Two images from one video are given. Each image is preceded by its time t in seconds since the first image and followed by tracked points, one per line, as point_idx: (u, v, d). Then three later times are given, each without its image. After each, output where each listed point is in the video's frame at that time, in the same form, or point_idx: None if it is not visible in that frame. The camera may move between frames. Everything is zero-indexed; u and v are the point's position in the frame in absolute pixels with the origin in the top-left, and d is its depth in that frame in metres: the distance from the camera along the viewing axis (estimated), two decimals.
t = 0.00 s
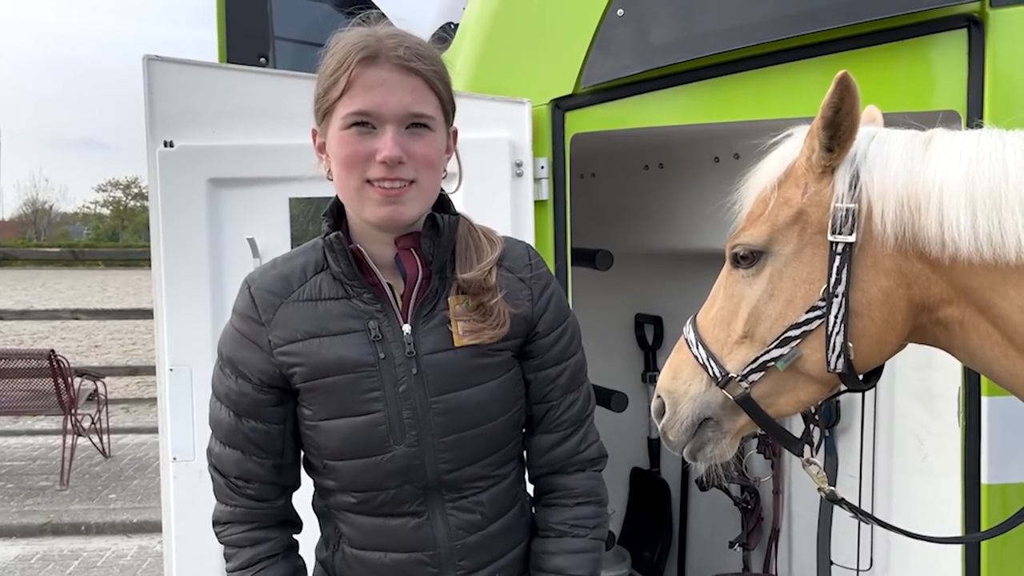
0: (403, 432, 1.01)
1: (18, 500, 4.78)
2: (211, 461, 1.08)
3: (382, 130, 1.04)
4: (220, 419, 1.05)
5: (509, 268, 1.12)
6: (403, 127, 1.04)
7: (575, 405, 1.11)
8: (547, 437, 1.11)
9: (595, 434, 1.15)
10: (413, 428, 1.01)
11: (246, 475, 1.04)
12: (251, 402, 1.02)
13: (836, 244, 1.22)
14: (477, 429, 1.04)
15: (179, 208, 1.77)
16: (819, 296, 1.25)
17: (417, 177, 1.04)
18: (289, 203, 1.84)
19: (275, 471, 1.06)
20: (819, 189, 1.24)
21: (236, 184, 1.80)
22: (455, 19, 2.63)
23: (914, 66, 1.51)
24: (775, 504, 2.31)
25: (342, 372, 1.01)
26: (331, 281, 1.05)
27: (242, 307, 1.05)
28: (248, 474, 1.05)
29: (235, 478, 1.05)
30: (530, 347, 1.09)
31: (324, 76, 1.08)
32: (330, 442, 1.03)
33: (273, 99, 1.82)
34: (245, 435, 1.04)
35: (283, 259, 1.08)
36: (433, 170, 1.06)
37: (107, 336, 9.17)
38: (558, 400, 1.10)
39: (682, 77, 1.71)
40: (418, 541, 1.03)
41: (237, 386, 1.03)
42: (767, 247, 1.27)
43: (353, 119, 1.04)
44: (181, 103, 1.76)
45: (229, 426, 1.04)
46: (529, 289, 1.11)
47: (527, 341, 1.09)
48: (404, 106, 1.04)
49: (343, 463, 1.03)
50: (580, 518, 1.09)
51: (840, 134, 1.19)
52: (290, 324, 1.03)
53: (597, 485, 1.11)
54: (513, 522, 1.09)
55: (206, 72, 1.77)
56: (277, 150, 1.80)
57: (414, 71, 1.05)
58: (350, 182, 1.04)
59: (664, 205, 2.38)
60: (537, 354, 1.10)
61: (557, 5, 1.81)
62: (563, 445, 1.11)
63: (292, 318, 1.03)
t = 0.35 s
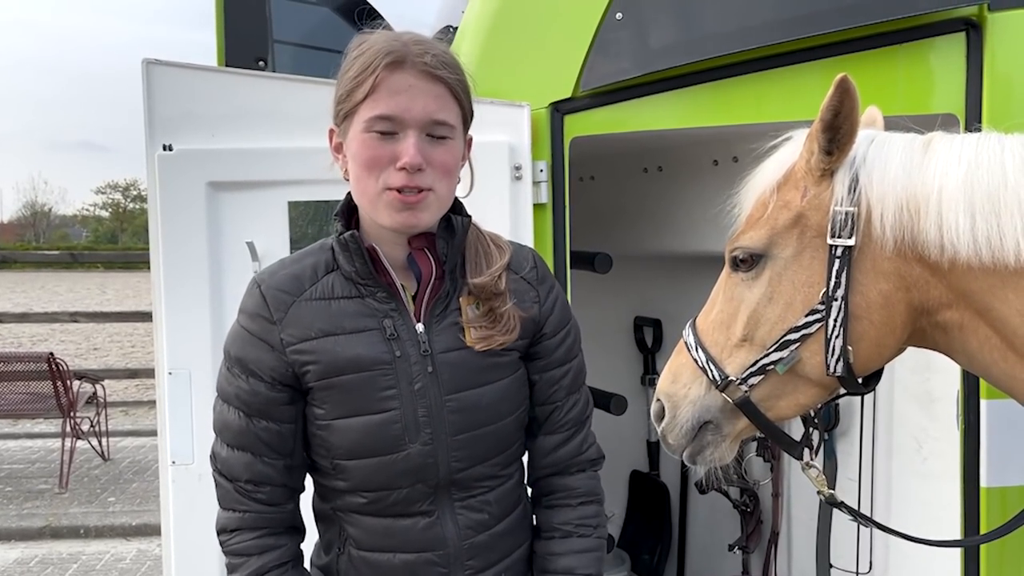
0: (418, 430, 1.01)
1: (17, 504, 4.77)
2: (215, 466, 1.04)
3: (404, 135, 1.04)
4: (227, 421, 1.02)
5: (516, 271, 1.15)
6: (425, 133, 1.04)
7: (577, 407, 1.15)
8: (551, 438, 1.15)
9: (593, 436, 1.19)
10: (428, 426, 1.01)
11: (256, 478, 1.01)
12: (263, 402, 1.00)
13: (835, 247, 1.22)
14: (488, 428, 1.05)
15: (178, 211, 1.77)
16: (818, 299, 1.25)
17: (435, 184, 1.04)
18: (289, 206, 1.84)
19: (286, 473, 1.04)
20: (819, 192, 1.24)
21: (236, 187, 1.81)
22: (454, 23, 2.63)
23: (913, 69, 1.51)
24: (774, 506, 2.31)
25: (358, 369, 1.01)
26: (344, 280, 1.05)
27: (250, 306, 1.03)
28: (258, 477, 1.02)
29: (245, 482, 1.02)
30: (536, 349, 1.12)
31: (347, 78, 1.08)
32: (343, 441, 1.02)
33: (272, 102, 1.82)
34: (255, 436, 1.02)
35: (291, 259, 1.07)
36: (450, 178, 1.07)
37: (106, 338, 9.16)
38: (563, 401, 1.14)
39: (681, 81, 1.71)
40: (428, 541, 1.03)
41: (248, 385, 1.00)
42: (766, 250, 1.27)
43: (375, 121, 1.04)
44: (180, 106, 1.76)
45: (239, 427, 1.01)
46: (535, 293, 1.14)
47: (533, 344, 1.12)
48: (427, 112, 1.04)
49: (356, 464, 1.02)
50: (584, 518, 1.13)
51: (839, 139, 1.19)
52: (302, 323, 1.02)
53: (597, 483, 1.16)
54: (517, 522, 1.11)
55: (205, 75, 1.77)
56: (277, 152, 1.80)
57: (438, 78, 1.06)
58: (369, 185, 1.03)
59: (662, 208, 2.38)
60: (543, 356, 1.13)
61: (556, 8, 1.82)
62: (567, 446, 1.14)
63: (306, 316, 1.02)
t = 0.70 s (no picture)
0: (436, 432, 1.02)
1: (16, 505, 4.77)
2: (224, 464, 1.03)
3: (431, 129, 1.03)
4: (239, 418, 1.01)
5: (535, 274, 1.16)
6: (452, 128, 1.04)
7: (591, 411, 1.16)
8: (564, 441, 1.15)
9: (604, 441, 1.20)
10: (445, 429, 1.02)
11: (265, 478, 1.01)
12: (278, 401, 0.99)
13: (823, 245, 1.21)
14: (506, 431, 1.06)
15: (176, 212, 1.77)
16: (806, 297, 1.25)
17: (462, 180, 1.05)
18: (288, 206, 1.84)
19: (295, 473, 1.03)
20: (806, 190, 1.25)
21: (235, 187, 1.80)
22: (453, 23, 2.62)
23: (912, 70, 1.51)
24: (774, 507, 2.31)
25: (377, 371, 1.00)
26: (364, 279, 1.04)
27: (268, 302, 1.02)
28: (268, 477, 1.01)
29: (255, 482, 1.01)
30: (553, 352, 1.13)
31: (374, 70, 1.07)
32: (359, 442, 1.01)
33: (272, 102, 1.81)
34: (266, 435, 1.01)
35: (312, 255, 1.06)
36: (476, 173, 1.07)
37: (105, 339, 9.16)
38: (577, 405, 1.15)
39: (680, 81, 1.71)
40: (440, 543, 1.03)
41: (263, 383, 1.00)
42: (759, 249, 1.28)
43: (403, 114, 1.03)
44: (179, 107, 1.75)
45: (252, 426, 1.00)
46: (554, 297, 1.15)
47: (551, 347, 1.13)
48: (456, 107, 1.04)
49: (371, 464, 1.02)
50: (593, 523, 1.14)
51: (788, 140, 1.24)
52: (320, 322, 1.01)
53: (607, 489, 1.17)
54: (527, 525, 1.11)
55: (204, 75, 1.76)
56: (278, 153, 1.80)
57: (467, 73, 1.06)
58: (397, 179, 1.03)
59: (662, 208, 2.38)
60: (560, 359, 1.14)
61: (556, 7, 1.81)
62: (579, 450, 1.15)
63: (325, 315, 1.01)
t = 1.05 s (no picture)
0: (439, 433, 1.02)
1: (15, 505, 4.76)
2: (249, 451, 1.08)
3: (449, 117, 1.04)
4: (260, 406, 1.06)
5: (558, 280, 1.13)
6: (470, 117, 1.05)
7: (619, 422, 1.13)
8: (591, 456, 1.13)
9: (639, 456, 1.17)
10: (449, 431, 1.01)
11: (285, 466, 1.05)
12: (292, 389, 1.03)
13: (815, 246, 1.21)
14: (514, 437, 1.04)
15: (173, 211, 1.76)
16: (800, 297, 1.25)
17: (479, 169, 1.04)
18: (286, 205, 1.83)
19: (314, 462, 1.07)
20: (802, 190, 1.25)
21: (232, 187, 1.80)
22: (453, 21, 2.62)
23: (913, 68, 1.50)
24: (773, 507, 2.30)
25: (384, 365, 1.02)
26: (379, 273, 1.06)
27: (289, 294, 1.06)
28: (288, 465, 1.05)
29: (274, 469, 1.05)
30: (575, 362, 1.11)
31: (398, 65, 1.09)
32: (366, 435, 1.03)
33: (270, 100, 1.80)
34: (285, 425, 1.05)
35: (334, 249, 1.10)
36: (494, 163, 1.06)
37: (105, 339, 9.15)
38: (601, 416, 1.12)
39: (679, 79, 1.70)
40: (444, 547, 1.03)
41: (279, 371, 1.04)
42: (754, 249, 1.28)
43: (421, 104, 1.04)
44: (177, 106, 1.75)
45: (269, 413, 1.05)
46: (578, 304, 1.12)
47: (572, 356, 1.11)
48: (472, 95, 1.04)
49: (376, 459, 1.03)
50: (629, 546, 1.12)
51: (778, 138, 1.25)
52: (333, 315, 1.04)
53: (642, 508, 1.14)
54: (544, 535, 1.11)
55: (201, 74, 1.76)
56: (276, 151, 1.80)
57: (485, 62, 1.06)
58: (416, 168, 1.04)
59: (660, 208, 2.38)
60: (582, 370, 1.11)
61: (557, 7, 1.83)
62: (607, 464, 1.12)
63: (337, 306, 1.04)
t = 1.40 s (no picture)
0: (418, 463, 1.02)
1: (13, 503, 4.76)
2: (249, 465, 1.08)
3: (434, 138, 1.03)
4: (255, 419, 1.06)
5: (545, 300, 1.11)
6: (456, 136, 1.04)
7: (612, 436, 1.09)
8: (586, 472, 1.09)
9: (643, 467, 1.12)
10: (427, 457, 1.02)
11: (284, 477, 1.05)
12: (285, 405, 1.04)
13: (811, 245, 1.20)
14: (491, 465, 1.05)
15: (170, 208, 1.75)
16: (796, 296, 1.24)
17: (468, 188, 1.03)
18: (284, 203, 1.83)
19: (314, 471, 1.06)
20: (798, 188, 1.24)
21: (228, 184, 1.79)
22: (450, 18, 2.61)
23: (914, 64, 1.49)
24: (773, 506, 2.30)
25: (364, 397, 1.02)
26: (366, 296, 1.05)
27: (279, 312, 1.06)
28: (288, 476, 1.05)
29: (274, 481, 1.05)
30: (561, 378, 1.09)
31: (380, 88, 1.09)
32: (353, 459, 1.04)
33: (266, 97, 1.79)
34: (280, 435, 1.05)
35: (325, 267, 1.09)
36: (484, 182, 1.05)
37: (103, 337, 9.14)
38: (590, 430, 1.09)
39: (677, 76, 1.69)
40: (424, 557, 1.05)
41: (273, 384, 1.04)
42: (751, 247, 1.27)
43: (406, 127, 1.04)
44: (174, 102, 1.74)
45: (265, 426, 1.05)
46: (563, 320, 1.09)
47: (558, 374, 1.09)
48: (456, 114, 1.03)
49: (364, 484, 1.05)
50: (637, 567, 1.05)
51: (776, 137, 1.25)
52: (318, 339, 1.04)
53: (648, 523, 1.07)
54: (519, 549, 1.11)
55: (198, 70, 1.75)
56: (272, 148, 1.79)
57: (467, 79, 1.05)
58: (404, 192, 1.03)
59: (659, 205, 2.38)
60: (569, 386, 1.09)
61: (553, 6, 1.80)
62: (601, 479, 1.08)
63: (321, 332, 1.03)
